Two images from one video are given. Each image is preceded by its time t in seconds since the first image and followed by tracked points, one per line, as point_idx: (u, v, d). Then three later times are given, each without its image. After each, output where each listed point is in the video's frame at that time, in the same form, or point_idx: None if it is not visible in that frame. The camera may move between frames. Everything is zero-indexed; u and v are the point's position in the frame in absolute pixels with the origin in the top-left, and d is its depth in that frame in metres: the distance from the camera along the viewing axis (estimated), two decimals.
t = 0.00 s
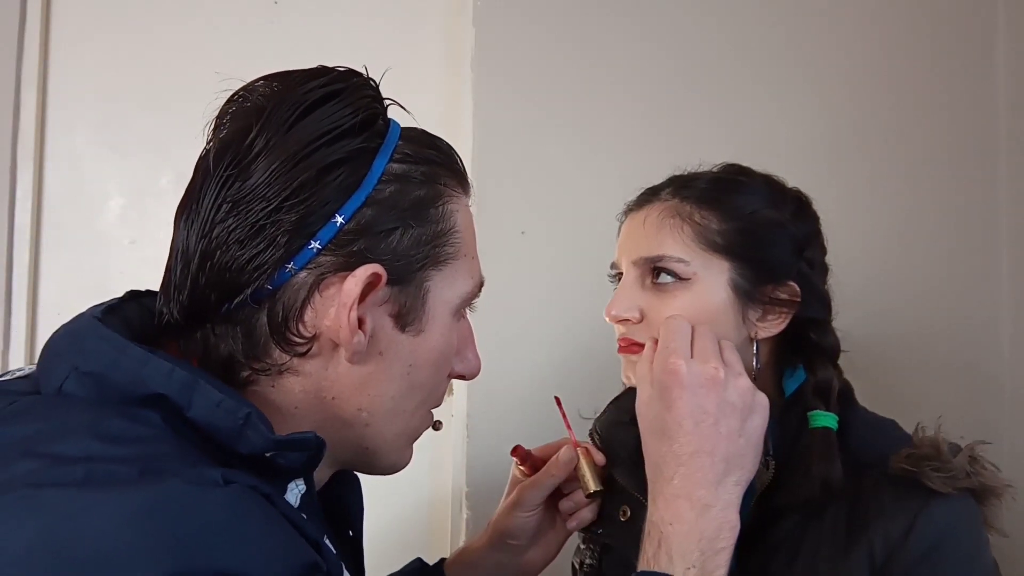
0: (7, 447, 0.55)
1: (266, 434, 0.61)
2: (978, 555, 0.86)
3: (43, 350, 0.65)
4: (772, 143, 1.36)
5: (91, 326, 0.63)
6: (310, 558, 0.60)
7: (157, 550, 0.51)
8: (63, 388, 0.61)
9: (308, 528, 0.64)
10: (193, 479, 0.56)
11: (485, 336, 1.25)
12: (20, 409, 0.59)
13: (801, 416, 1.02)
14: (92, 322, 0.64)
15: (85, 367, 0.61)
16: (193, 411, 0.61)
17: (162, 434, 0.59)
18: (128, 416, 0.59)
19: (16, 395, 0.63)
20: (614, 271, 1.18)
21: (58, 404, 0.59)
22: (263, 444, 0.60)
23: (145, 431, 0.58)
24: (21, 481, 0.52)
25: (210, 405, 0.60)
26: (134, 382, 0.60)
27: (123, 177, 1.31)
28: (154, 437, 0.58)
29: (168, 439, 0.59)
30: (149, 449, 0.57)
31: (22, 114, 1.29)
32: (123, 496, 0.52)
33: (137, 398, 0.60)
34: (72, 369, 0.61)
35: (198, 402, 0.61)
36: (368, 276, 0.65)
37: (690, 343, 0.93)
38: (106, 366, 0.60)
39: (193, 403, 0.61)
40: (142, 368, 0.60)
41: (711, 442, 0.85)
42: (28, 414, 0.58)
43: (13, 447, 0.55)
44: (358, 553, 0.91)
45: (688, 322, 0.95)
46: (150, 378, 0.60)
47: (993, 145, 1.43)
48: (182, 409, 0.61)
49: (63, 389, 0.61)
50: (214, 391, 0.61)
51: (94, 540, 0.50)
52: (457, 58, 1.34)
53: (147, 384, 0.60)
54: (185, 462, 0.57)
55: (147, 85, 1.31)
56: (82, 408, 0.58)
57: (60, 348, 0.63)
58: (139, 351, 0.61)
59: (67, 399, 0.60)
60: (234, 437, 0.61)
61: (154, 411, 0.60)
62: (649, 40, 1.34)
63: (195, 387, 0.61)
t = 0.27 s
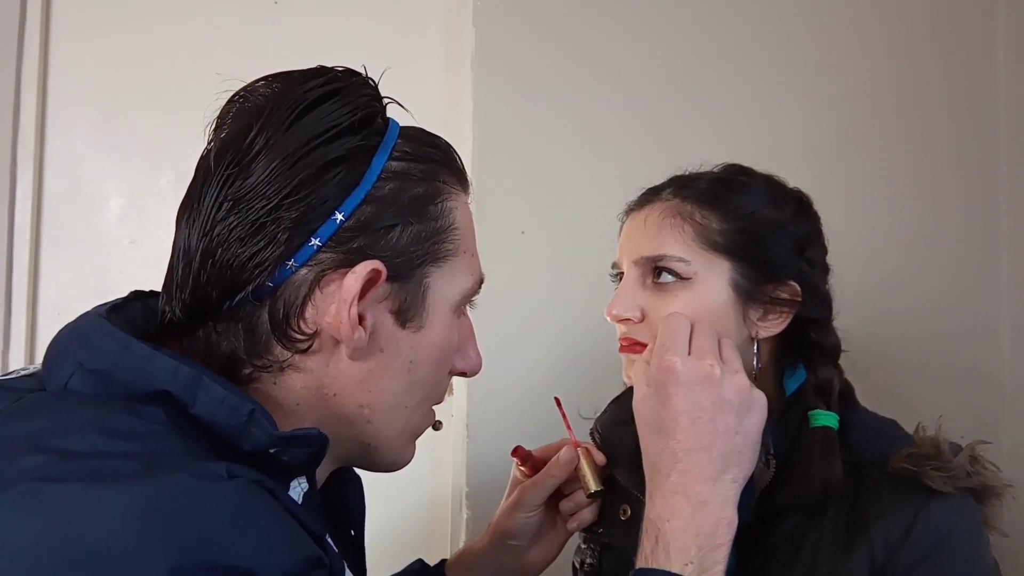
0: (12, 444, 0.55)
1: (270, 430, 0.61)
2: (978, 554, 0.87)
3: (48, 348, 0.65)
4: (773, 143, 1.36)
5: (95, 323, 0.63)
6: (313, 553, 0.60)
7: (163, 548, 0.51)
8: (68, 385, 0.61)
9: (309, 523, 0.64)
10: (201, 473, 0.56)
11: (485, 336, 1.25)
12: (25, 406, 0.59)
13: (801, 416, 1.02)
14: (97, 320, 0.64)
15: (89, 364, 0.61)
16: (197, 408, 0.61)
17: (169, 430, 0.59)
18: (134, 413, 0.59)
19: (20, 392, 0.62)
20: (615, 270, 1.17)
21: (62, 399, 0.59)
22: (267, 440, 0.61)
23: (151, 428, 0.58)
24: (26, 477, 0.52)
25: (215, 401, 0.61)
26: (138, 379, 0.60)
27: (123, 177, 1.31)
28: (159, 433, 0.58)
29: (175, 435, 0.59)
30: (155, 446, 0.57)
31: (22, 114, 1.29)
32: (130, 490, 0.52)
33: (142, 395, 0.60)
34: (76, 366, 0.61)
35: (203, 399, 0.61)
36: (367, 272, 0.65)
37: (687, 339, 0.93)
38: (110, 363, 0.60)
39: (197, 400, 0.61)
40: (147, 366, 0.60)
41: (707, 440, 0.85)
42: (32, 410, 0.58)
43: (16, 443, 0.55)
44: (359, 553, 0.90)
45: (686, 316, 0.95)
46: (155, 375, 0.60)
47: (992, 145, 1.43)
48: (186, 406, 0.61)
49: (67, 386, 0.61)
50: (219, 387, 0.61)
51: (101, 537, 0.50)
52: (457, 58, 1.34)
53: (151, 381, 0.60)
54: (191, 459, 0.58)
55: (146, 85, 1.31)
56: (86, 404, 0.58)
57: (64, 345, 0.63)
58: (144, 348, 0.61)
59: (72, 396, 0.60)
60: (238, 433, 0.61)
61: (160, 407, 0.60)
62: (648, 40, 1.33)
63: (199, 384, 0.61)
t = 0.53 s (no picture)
0: (13, 444, 0.55)
1: (272, 431, 0.62)
2: (978, 555, 0.86)
3: (50, 348, 0.65)
4: (773, 143, 1.36)
5: (98, 324, 0.63)
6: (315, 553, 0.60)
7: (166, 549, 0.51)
8: (70, 386, 0.61)
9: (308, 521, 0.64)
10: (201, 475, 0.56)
11: (485, 336, 1.25)
12: (27, 406, 0.59)
13: (802, 416, 1.02)
14: (100, 320, 0.64)
15: (92, 365, 0.61)
16: (199, 409, 0.61)
17: (169, 432, 0.59)
18: (136, 413, 0.59)
19: (22, 392, 0.62)
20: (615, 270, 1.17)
21: (65, 400, 0.59)
22: (269, 441, 0.61)
23: (152, 429, 0.58)
24: (28, 477, 0.52)
25: (217, 403, 0.61)
26: (141, 381, 0.60)
27: (123, 176, 1.31)
28: (161, 434, 0.58)
29: (176, 436, 0.59)
30: (156, 447, 0.57)
31: (22, 114, 1.29)
32: (133, 491, 0.52)
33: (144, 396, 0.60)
34: (79, 366, 0.61)
35: (205, 401, 0.61)
36: (368, 273, 0.65)
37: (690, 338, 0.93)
38: (113, 364, 0.60)
39: (200, 402, 0.61)
40: (149, 366, 0.60)
41: (709, 441, 0.85)
42: (35, 410, 0.58)
43: (18, 443, 0.55)
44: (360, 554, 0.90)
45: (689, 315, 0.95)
46: (158, 376, 0.60)
47: (992, 145, 1.43)
48: (189, 407, 0.61)
49: (70, 386, 0.61)
50: (220, 388, 0.61)
51: (103, 538, 0.50)
52: (457, 58, 1.34)
53: (154, 382, 0.60)
54: (192, 460, 0.58)
55: (146, 86, 1.31)
56: (89, 404, 0.58)
57: (67, 346, 0.63)
58: (146, 349, 0.61)
59: (74, 396, 0.60)
60: (240, 435, 0.61)
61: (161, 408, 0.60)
62: (648, 40, 1.33)
63: (202, 385, 0.61)
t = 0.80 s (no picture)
0: (10, 446, 0.55)
1: (267, 432, 0.61)
2: (979, 555, 0.86)
3: (47, 348, 0.65)
4: (773, 143, 1.36)
5: (94, 324, 0.62)
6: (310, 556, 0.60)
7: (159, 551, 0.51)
8: (67, 386, 0.61)
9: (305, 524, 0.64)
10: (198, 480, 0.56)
11: (485, 337, 1.25)
12: (25, 407, 0.59)
13: (802, 416, 1.01)
14: (96, 320, 0.64)
15: (88, 365, 0.61)
16: (195, 408, 0.60)
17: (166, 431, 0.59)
18: (130, 414, 0.58)
19: (21, 393, 0.63)
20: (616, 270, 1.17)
21: (62, 401, 0.59)
22: (265, 442, 0.61)
23: (147, 429, 0.58)
24: (24, 480, 0.52)
25: (213, 402, 0.60)
26: (137, 380, 0.59)
27: (123, 176, 1.31)
28: (156, 434, 0.58)
29: (173, 438, 0.59)
30: (151, 447, 0.57)
31: (22, 114, 1.29)
32: (132, 494, 0.52)
33: (141, 396, 0.60)
34: (76, 367, 0.61)
35: (201, 400, 0.60)
36: (363, 271, 0.65)
37: (693, 345, 0.92)
38: (110, 363, 0.60)
39: (196, 401, 0.60)
40: (145, 366, 0.59)
41: (711, 451, 0.85)
42: (32, 412, 0.58)
43: (14, 445, 0.55)
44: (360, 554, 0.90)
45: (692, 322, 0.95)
46: (153, 375, 0.59)
47: (992, 145, 1.43)
48: (185, 407, 0.60)
49: (67, 387, 0.61)
50: (216, 388, 0.61)
51: (108, 540, 0.50)
52: (457, 59, 1.33)
53: (150, 381, 0.59)
54: (188, 461, 0.57)
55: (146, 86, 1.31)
56: (85, 405, 0.58)
57: (64, 346, 0.63)
58: (142, 349, 0.60)
59: (71, 397, 0.60)
60: (237, 434, 0.60)
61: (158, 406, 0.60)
62: (647, 40, 1.33)
63: (197, 384, 0.60)
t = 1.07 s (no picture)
0: None
1: (221, 429, 0.57)
2: (981, 558, 0.85)
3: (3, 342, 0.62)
4: (773, 142, 1.35)
5: (46, 316, 0.59)
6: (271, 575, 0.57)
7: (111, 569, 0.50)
8: (20, 381, 0.58)
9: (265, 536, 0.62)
10: (148, 498, 0.53)
11: (484, 337, 1.24)
12: None
13: (806, 418, 0.98)
14: (52, 310, 0.61)
15: (39, 359, 0.57)
16: (147, 404, 0.56)
17: (120, 434, 0.56)
18: (79, 419, 0.55)
19: None
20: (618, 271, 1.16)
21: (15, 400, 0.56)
22: (218, 439, 0.57)
23: (101, 433, 0.55)
24: None
25: (165, 398, 0.56)
26: (86, 375, 0.56)
27: (122, 176, 1.31)
28: (108, 438, 0.55)
29: (126, 440, 0.56)
30: (105, 450, 0.54)
31: (22, 114, 1.30)
32: (79, 521, 0.50)
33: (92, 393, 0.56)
34: (27, 360, 0.58)
35: (153, 396, 0.56)
36: (318, 258, 0.63)
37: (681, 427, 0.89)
38: (60, 357, 0.57)
39: (147, 396, 0.56)
40: (94, 362, 0.56)
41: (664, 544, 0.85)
42: None
43: None
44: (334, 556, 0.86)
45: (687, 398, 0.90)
46: (103, 370, 0.56)
47: (994, 145, 1.42)
48: (137, 402, 0.57)
49: (20, 382, 0.58)
50: (168, 382, 0.57)
51: (58, 575, 0.49)
52: (457, 59, 1.33)
53: (100, 376, 0.56)
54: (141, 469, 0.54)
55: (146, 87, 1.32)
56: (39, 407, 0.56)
57: (18, 340, 0.60)
58: (92, 343, 0.57)
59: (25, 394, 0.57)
60: (191, 431, 0.57)
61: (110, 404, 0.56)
62: (645, 40, 1.33)
63: (149, 380, 0.57)
